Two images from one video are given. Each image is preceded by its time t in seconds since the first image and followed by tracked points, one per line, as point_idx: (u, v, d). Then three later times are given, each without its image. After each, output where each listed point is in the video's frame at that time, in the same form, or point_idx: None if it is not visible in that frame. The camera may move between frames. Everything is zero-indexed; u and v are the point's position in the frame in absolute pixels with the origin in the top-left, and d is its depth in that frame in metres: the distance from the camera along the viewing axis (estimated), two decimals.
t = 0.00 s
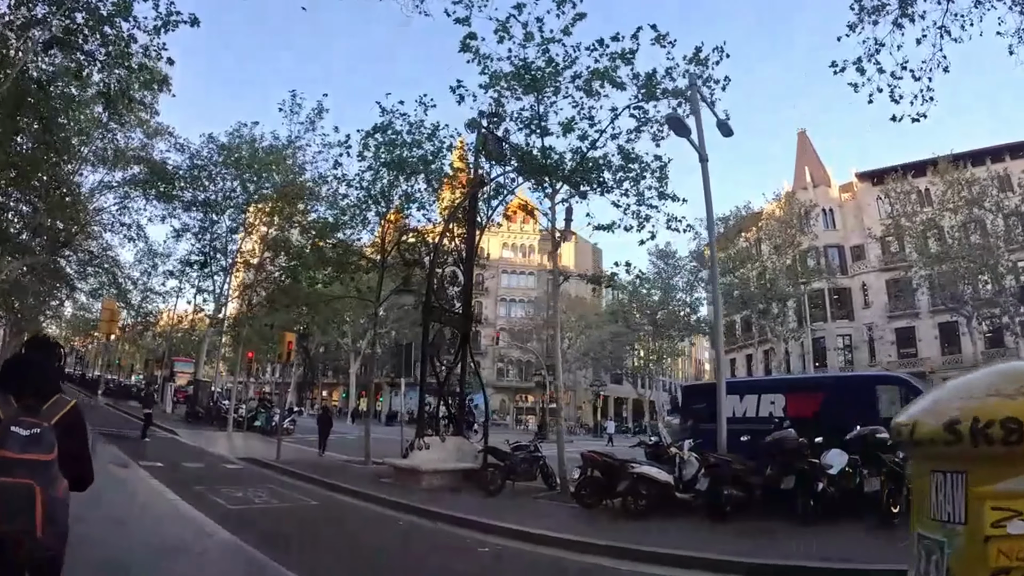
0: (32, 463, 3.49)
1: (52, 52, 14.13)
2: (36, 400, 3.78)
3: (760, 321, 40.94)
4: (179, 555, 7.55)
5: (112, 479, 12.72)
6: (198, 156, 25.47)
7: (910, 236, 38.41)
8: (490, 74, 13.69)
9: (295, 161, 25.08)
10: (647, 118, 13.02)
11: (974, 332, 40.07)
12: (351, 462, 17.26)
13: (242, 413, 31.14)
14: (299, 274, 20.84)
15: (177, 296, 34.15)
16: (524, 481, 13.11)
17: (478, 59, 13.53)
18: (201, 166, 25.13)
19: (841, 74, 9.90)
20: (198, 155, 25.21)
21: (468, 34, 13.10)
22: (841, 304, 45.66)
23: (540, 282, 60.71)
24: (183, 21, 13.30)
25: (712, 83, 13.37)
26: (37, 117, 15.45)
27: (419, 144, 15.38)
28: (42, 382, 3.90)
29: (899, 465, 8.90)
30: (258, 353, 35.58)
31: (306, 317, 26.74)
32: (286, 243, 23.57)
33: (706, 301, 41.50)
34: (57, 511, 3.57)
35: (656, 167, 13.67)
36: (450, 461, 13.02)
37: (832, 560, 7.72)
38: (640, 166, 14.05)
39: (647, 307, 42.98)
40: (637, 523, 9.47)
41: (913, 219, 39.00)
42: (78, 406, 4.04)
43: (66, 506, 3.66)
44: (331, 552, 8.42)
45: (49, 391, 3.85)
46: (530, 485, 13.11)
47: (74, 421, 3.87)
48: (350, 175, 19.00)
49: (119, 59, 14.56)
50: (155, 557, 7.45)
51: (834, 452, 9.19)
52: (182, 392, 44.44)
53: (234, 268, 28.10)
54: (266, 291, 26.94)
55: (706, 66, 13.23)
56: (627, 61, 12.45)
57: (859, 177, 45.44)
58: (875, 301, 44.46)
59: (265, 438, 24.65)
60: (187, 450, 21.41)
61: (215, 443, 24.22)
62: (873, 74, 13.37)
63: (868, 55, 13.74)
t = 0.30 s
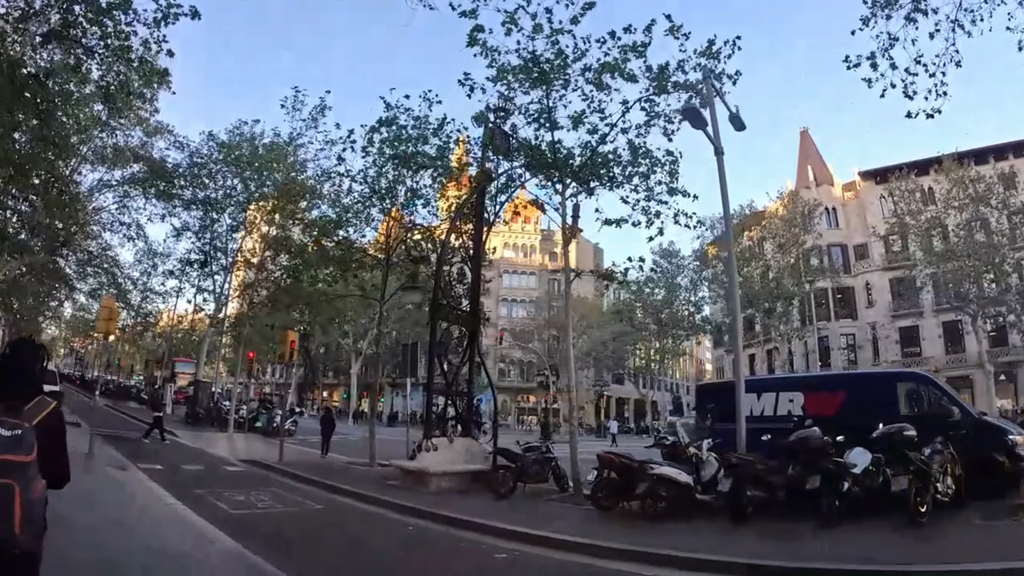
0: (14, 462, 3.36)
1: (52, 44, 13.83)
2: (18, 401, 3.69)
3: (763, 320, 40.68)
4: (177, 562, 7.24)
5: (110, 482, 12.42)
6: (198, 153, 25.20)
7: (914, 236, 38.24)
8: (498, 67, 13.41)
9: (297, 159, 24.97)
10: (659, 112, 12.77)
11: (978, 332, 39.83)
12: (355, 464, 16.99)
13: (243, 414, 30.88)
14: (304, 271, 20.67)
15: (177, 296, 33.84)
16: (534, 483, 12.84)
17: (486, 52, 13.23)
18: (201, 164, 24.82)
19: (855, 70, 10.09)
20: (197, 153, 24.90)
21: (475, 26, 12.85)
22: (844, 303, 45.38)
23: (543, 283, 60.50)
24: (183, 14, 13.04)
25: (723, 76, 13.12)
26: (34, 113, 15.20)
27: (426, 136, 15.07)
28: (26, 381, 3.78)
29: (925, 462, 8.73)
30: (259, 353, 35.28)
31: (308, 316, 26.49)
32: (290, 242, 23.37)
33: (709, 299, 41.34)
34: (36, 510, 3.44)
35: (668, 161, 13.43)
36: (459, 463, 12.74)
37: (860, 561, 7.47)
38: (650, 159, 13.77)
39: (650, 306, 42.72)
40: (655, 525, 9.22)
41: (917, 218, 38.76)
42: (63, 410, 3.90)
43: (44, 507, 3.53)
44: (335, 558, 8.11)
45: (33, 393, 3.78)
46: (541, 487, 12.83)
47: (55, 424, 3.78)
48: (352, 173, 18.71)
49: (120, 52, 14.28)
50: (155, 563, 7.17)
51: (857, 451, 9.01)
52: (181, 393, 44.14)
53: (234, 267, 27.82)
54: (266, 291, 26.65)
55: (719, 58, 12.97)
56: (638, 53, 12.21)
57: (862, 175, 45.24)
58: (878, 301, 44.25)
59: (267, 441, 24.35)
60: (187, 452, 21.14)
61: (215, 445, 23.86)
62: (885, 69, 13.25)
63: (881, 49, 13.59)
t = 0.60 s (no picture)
0: (6, 459, 3.39)
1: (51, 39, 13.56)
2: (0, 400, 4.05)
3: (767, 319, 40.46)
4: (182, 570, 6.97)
5: (110, 487, 12.16)
6: (198, 151, 24.92)
7: (918, 234, 38.06)
8: (506, 61, 13.16)
9: (299, 158, 24.78)
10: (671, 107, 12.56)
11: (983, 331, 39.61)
12: (361, 467, 16.73)
13: (244, 416, 30.62)
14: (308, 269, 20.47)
15: (177, 297, 33.57)
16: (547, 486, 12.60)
17: (494, 46, 12.96)
18: (201, 162, 24.55)
19: (870, 67, 10.27)
20: (198, 151, 24.62)
21: (483, 19, 12.60)
22: (847, 303, 45.31)
23: (545, 283, 60.27)
24: (184, 9, 12.80)
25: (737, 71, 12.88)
26: (32, 110, 14.96)
27: (431, 132, 14.83)
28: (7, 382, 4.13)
29: (954, 461, 8.52)
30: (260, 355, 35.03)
31: (310, 317, 26.23)
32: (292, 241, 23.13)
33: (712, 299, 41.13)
34: (25, 506, 3.45)
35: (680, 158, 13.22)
36: (469, 466, 12.50)
37: (892, 563, 7.23)
38: (660, 154, 13.54)
39: (653, 306, 42.49)
40: (677, 529, 8.98)
41: (921, 216, 38.57)
42: (41, 409, 4.25)
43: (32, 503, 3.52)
44: (343, 564, 7.82)
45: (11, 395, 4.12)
46: (553, 490, 12.61)
47: (34, 423, 4.12)
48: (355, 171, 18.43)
49: (120, 46, 14.01)
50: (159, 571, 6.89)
51: (884, 450, 8.80)
52: (181, 395, 43.85)
53: (234, 267, 27.53)
54: (267, 292, 26.40)
55: (733, 52, 12.73)
56: (651, 46, 11.98)
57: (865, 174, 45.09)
58: (882, 300, 44.06)
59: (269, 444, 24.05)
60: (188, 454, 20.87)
61: (216, 447, 23.54)
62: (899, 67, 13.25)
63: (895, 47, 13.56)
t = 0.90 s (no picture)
0: None
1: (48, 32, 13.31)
2: None
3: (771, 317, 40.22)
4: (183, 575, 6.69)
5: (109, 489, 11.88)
6: (197, 148, 24.64)
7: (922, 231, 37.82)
8: (515, 51, 12.89)
9: (299, 155, 24.50)
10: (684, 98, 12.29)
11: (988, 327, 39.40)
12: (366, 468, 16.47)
13: (246, 416, 30.36)
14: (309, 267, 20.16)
15: (177, 296, 33.26)
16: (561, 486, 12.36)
17: (502, 36, 12.69)
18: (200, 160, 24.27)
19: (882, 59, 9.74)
20: (197, 148, 24.33)
21: (492, 8, 12.32)
22: (851, 301, 45.35)
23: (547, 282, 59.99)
24: None
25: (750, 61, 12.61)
26: (30, 106, 14.70)
27: (437, 125, 14.56)
28: None
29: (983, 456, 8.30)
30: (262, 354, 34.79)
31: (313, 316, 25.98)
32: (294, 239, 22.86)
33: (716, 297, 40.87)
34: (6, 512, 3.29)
35: (692, 151, 12.99)
36: (479, 466, 12.25)
37: (925, 562, 6.97)
38: (671, 146, 13.25)
39: (656, 305, 42.22)
40: (698, 530, 8.73)
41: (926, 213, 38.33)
42: None
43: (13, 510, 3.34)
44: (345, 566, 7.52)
45: None
46: (567, 490, 12.36)
47: None
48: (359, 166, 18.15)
49: (117, 39, 13.74)
50: None
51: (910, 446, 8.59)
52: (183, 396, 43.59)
53: (235, 266, 27.26)
54: (269, 290, 26.13)
55: (747, 41, 12.45)
56: (663, 35, 11.71)
57: (868, 171, 44.86)
58: (886, 297, 43.87)
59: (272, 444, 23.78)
60: (190, 455, 20.63)
61: (218, 447, 23.27)
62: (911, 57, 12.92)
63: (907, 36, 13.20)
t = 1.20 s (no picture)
0: None
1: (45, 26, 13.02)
2: None
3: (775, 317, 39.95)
4: None
5: (109, 496, 11.56)
6: (196, 146, 24.39)
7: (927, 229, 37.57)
8: (523, 45, 12.61)
9: (300, 152, 24.25)
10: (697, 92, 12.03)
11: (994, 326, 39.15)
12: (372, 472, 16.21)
13: (249, 418, 30.08)
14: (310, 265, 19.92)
15: (177, 297, 32.95)
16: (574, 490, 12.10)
17: (511, 29, 12.40)
18: (199, 158, 24.00)
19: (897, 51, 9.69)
20: (197, 146, 24.07)
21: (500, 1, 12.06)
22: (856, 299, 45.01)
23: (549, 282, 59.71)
24: None
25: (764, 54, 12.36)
26: (26, 102, 14.41)
27: (441, 121, 14.30)
28: None
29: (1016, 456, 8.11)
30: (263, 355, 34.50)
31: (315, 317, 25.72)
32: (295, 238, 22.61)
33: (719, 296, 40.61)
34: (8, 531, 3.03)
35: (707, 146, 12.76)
36: (490, 471, 11.98)
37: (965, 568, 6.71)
38: (684, 142, 12.98)
39: (659, 305, 41.93)
40: (723, 536, 8.48)
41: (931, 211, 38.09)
42: None
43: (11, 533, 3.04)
44: (350, 575, 7.16)
45: None
46: (581, 494, 12.10)
47: None
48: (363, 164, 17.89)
49: (115, 33, 13.44)
50: None
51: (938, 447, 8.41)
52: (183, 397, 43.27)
53: (235, 265, 26.98)
54: (270, 291, 25.83)
55: (762, 35, 12.18)
56: (677, 27, 11.44)
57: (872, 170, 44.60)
58: (891, 296, 43.64)
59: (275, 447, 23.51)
60: (192, 459, 20.37)
61: (220, 450, 23.01)
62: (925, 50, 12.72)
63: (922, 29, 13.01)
